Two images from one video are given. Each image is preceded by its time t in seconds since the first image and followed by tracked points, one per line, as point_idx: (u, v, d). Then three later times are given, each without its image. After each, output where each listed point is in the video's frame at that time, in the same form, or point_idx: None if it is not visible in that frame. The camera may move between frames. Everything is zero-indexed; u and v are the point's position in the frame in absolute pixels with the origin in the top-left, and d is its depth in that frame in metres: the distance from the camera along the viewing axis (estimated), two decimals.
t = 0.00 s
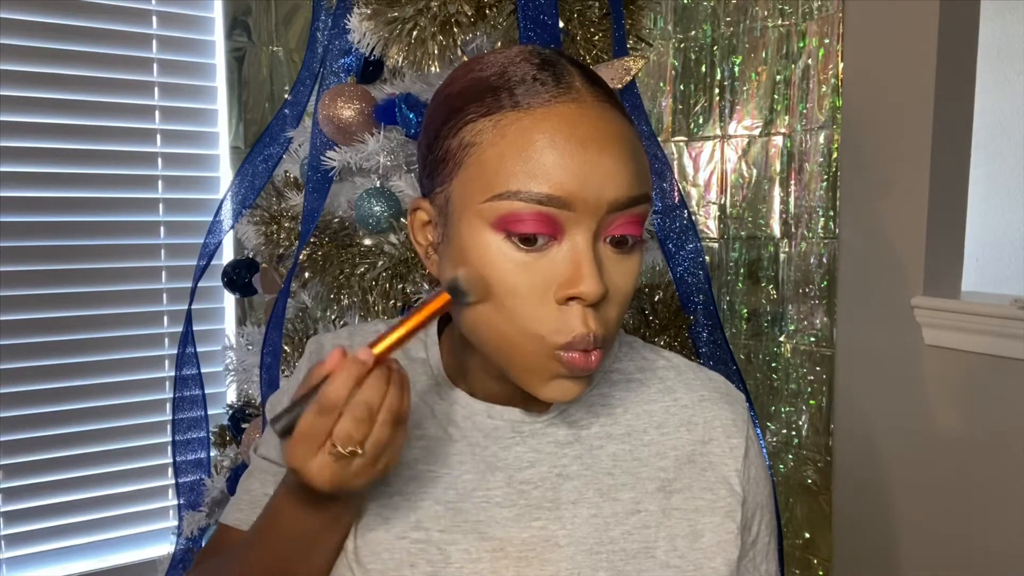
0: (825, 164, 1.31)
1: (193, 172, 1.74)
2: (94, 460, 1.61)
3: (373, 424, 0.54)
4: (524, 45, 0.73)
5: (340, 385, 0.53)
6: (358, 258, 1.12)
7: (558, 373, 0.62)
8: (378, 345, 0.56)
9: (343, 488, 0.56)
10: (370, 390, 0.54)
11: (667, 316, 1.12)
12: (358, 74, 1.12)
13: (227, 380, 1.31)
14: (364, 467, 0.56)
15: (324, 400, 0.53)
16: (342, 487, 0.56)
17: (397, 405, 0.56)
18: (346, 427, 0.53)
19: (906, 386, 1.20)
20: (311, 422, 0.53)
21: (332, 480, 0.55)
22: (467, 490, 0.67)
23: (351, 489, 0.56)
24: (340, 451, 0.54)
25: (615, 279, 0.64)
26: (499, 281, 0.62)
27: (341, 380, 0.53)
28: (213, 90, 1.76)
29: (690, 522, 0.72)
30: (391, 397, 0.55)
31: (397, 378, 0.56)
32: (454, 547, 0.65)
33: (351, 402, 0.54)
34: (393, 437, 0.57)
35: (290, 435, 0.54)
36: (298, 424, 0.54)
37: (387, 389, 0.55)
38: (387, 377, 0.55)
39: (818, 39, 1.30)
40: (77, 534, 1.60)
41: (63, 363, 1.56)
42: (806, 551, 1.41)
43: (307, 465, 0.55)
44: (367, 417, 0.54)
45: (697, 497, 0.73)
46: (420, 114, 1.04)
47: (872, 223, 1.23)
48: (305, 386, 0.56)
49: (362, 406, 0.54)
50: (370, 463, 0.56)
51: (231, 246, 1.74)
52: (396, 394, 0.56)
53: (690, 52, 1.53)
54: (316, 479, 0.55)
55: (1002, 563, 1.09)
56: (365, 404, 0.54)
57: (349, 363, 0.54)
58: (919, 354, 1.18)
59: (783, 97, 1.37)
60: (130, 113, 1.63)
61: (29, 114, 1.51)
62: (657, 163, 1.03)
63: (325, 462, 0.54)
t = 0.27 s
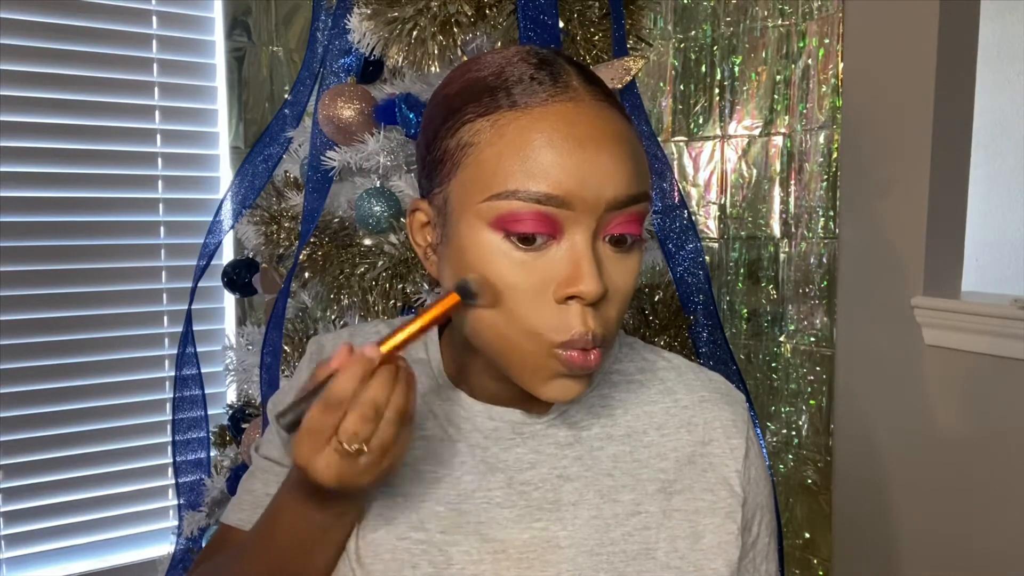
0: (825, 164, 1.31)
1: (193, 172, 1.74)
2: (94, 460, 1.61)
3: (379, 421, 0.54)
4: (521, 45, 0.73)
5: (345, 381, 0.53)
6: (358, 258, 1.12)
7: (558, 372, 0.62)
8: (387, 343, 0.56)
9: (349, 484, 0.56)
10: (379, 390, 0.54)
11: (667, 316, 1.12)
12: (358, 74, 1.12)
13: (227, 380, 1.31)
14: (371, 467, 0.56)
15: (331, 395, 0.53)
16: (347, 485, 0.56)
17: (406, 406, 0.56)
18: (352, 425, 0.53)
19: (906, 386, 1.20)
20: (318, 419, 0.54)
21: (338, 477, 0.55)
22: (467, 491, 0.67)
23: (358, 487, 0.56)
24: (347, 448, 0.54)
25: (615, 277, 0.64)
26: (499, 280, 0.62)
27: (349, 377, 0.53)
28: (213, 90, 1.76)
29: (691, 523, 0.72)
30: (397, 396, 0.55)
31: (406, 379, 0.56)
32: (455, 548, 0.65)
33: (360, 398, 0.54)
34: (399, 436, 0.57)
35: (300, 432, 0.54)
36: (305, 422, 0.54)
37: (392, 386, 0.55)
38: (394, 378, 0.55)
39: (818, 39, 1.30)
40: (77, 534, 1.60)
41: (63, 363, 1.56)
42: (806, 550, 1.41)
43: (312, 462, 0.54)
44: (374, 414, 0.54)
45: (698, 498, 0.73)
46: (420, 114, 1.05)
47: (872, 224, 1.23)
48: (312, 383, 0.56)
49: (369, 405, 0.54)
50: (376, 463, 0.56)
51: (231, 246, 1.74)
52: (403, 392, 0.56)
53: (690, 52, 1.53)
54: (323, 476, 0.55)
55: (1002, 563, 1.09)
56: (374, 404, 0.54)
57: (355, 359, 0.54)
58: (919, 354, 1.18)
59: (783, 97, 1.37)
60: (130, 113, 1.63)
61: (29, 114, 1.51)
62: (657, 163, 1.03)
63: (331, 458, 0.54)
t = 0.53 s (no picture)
0: (825, 164, 1.31)
1: (193, 172, 1.74)
2: (95, 460, 1.61)
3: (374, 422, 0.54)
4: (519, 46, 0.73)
5: (341, 384, 0.53)
6: (358, 258, 1.12)
7: (560, 373, 0.62)
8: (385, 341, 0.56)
9: (347, 484, 0.55)
10: (374, 389, 0.54)
11: (668, 317, 1.13)
12: (358, 73, 1.12)
13: (227, 380, 1.31)
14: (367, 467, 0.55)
15: (328, 397, 0.53)
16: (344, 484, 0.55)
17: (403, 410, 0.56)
18: (349, 424, 0.53)
19: (906, 386, 1.20)
20: (315, 420, 0.53)
21: (336, 476, 0.54)
22: (467, 491, 0.67)
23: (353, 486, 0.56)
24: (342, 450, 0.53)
25: (615, 277, 0.64)
26: (498, 281, 0.62)
27: (343, 381, 0.53)
28: (213, 90, 1.76)
29: (690, 523, 0.72)
30: (394, 395, 0.55)
31: (402, 378, 0.56)
32: (455, 548, 0.65)
33: (356, 398, 0.53)
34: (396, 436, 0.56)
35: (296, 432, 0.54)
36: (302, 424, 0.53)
37: (389, 388, 0.55)
38: (389, 376, 0.55)
39: (818, 39, 1.30)
40: (77, 534, 1.61)
41: (63, 363, 1.56)
42: (806, 551, 1.41)
43: (310, 463, 0.54)
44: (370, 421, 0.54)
45: (697, 498, 0.73)
46: (420, 114, 1.04)
47: (872, 224, 1.23)
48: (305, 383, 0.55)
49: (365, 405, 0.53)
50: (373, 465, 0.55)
51: (231, 246, 1.74)
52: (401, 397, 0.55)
53: (690, 52, 1.53)
54: (320, 476, 0.54)
55: (1002, 564, 1.09)
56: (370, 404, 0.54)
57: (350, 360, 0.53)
58: (919, 354, 1.18)
59: (783, 97, 1.36)
60: (130, 113, 1.63)
61: (30, 114, 1.51)
62: (657, 163, 1.03)
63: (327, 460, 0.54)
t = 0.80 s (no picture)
0: (825, 164, 1.31)
1: (193, 172, 1.74)
2: (95, 460, 1.61)
3: (396, 465, 0.55)
4: (519, 46, 0.73)
5: (366, 423, 0.52)
6: (358, 258, 1.12)
7: (562, 372, 0.62)
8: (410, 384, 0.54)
9: (361, 512, 0.57)
10: (399, 430, 0.54)
11: (667, 317, 1.13)
12: (358, 74, 1.12)
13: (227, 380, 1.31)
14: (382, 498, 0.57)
15: (352, 435, 0.53)
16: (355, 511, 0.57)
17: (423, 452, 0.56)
18: (368, 464, 0.54)
19: (906, 386, 1.20)
20: (336, 454, 0.54)
21: (350, 507, 0.56)
22: (466, 490, 0.67)
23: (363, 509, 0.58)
24: (362, 486, 0.54)
25: (615, 275, 0.64)
26: (498, 280, 0.62)
27: (368, 421, 0.52)
28: (213, 90, 1.76)
29: (690, 523, 0.72)
30: (417, 435, 0.55)
31: (427, 420, 0.56)
32: (455, 547, 0.65)
33: (379, 438, 0.53)
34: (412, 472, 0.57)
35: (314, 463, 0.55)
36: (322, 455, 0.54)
37: (414, 429, 0.55)
38: (415, 417, 0.55)
39: (818, 39, 1.30)
40: (77, 534, 1.61)
41: (63, 363, 1.56)
42: (806, 550, 1.41)
43: (326, 493, 0.55)
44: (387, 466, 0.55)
45: (697, 498, 0.73)
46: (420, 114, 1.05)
47: (872, 224, 1.23)
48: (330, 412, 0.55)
49: (387, 446, 0.54)
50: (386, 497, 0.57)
51: (231, 246, 1.74)
52: (425, 443, 0.56)
53: (690, 52, 1.53)
54: (335, 506, 0.56)
55: (1002, 563, 1.09)
56: (392, 446, 0.54)
57: (377, 399, 0.52)
58: (919, 354, 1.18)
59: (783, 97, 1.37)
60: (130, 113, 1.63)
61: (30, 114, 1.52)
62: (657, 163, 1.04)
63: (344, 491, 0.55)
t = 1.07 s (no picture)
0: (825, 164, 1.31)
1: (193, 172, 1.74)
2: (95, 460, 1.61)
3: (381, 450, 0.54)
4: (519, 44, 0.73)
5: (349, 410, 0.53)
6: (358, 258, 1.12)
7: (562, 368, 0.62)
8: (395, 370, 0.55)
9: (351, 502, 0.56)
10: (382, 416, 0.54)
11: (667, 317, 1.13)
12: (358, 74, 1.12)
13: (227, 380, 1.31)
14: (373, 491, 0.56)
15: (336, 422, 0.53)
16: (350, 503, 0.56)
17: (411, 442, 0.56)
18: (353, 451, 0.53)
19: (906, 385, 1.20)
20: (322, 442, 0.54)
21: (340, 497, 0.55)
22: (467, 490, 0.67)
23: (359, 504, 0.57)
24: (346, 472, 0.54)
25: (616, 272, 0.64)
26: (499, 275, 0.62)
27: (353, 408, 0.53)
28: (213, 90, 1.76)
29: (690, 522, 0.72)
30: (401, 423, 0.55)
31: (411, 406, 0.56)
32: (455, 546, 0.65)
33: (363, 424, 0.54)
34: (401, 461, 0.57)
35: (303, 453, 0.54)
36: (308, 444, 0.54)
37: (398, 415, 0.55)
38: (397, 406, 0.55)
39: (818, 39, 1.30)
40: (77, 534, 1.60)
41: (63, 363, 1.56)
42: (806, 550, 1.41)
43: (315, 484, 0.55)
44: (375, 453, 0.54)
45: (697, 497, 0.73)
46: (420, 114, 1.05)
47: (872, 223, 1.23)
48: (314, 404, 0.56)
49: (371, 431, 0.54)
50: (377, 489, 0.56)
51: (231, 245, 1.74)
52: (409, 428, 0.55)
53: (690, 52, 1.53)
54: (325, 496, 0.55)
55: (1002, 563, 1.09)
56: (376, 431, 0.54)
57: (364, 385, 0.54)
58: (919, 353, 1.18)
59: (783, 97, 1.36)
60: (130, 113, 1.63)
61: (29, 114, 1.51)
62: (657, 163, 1.04)
63: (331, 482, 0.55)
